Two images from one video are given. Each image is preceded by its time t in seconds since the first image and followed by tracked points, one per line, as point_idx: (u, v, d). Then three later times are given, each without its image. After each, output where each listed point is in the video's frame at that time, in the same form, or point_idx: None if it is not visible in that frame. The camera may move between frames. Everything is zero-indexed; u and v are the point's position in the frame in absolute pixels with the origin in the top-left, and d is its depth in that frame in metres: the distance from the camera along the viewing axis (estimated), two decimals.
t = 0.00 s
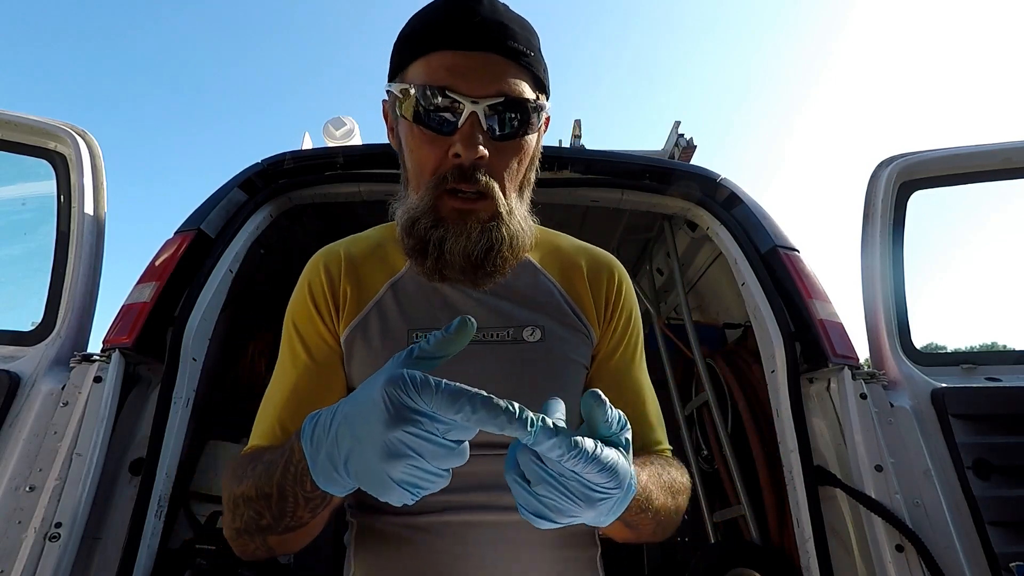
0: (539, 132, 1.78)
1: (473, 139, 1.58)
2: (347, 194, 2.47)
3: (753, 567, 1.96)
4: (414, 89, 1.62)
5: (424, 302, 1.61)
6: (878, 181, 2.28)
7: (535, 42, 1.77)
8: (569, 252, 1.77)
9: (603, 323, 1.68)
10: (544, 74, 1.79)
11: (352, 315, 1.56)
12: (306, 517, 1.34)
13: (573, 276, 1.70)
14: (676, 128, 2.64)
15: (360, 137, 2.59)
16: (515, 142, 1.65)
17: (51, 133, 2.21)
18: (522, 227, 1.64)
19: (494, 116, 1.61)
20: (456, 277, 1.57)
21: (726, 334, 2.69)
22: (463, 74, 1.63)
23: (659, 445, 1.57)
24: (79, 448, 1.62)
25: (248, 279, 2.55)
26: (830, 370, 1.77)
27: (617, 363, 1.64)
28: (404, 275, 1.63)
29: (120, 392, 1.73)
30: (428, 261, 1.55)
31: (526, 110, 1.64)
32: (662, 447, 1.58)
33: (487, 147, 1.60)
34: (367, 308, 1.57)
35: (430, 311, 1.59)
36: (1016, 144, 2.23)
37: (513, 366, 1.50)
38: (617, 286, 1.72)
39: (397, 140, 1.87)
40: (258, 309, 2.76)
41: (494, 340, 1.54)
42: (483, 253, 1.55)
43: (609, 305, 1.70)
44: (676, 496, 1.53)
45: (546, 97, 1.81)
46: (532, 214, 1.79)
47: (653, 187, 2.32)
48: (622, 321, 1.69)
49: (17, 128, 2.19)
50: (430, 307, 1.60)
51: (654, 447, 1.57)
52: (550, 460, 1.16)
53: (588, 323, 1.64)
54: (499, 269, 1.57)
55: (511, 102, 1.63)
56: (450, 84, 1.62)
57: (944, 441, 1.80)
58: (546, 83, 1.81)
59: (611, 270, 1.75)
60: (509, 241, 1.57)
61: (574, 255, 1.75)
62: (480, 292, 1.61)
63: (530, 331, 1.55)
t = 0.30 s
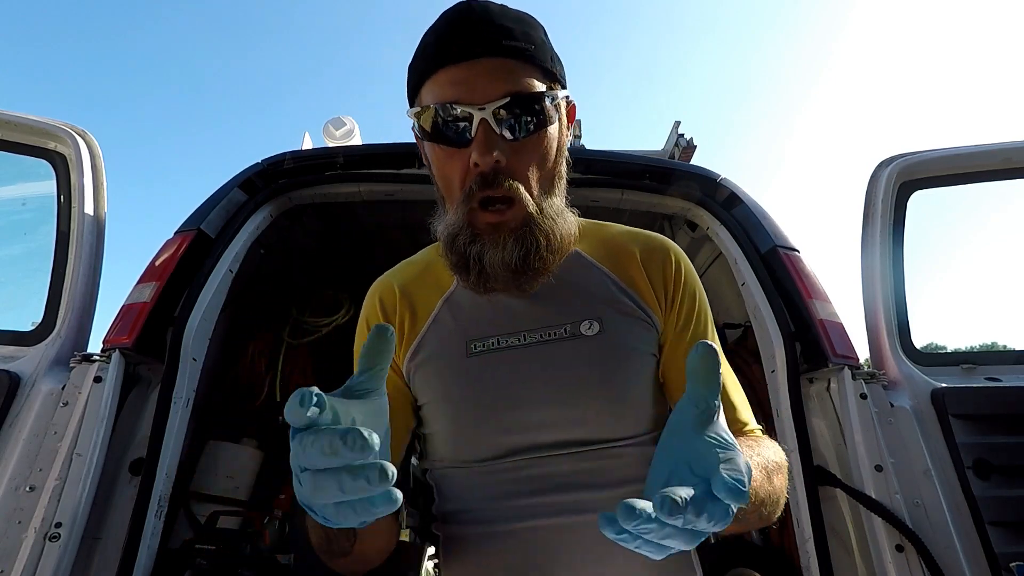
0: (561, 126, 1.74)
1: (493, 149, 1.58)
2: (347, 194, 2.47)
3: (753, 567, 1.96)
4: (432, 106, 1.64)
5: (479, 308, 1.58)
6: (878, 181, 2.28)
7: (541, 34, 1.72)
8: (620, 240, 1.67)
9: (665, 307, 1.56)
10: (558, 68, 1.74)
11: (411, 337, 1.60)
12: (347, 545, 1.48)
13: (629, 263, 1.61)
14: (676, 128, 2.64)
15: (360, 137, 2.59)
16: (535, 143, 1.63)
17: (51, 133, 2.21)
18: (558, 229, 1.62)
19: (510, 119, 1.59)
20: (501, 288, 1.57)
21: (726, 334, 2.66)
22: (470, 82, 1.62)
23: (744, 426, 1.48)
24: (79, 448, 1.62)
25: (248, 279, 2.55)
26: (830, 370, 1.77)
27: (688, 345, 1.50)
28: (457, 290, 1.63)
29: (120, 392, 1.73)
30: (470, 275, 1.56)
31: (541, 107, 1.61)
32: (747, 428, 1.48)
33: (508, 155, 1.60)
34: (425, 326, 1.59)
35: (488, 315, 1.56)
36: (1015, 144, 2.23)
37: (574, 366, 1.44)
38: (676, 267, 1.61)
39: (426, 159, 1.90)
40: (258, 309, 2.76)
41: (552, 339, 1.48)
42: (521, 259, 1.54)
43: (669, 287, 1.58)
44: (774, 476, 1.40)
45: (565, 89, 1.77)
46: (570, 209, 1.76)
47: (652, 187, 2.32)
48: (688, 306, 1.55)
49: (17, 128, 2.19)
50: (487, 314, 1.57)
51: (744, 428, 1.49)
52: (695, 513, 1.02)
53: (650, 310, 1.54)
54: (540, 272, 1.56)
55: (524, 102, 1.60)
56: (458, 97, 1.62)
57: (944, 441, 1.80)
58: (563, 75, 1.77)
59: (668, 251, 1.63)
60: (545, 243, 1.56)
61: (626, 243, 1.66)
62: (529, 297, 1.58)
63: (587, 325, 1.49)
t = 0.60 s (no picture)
0: (567, 124, 1.74)
1: (496, 147, 1.57)
2: (348, 194, 2.47)
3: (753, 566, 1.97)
4: (437, 105, 1.64)
5: (485, 309, 1.58)
6: (878, 181, 2.28)
7: (544, 27, 1.69)
8: (630, 240, 1.67)
9: (675, 308, 1.56)
10: (564, 66, 1.73)
11: (417, 337, 1.60)
12: (350, 547, 1.44)
13: (637, 265, 1.61)
14: (676, 128, 2.64)
15: (360, 137, 2.59)
16: (539, 142, 1.62)
17: (50, 133, 2.21)
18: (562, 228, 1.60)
19: (516, 119, 1.58)
20: (505, 286, 1.56)
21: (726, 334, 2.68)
22: (472, 82, 1.61)
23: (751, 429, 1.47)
24: (79, 448, 1.62)
25: (248, 279, 2.55)
26: (830, 370, 1.77)
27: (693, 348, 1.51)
28: (463, 290, 1.63)
29: (120, 391, 1.73)
30: (473, 273, 1.55)
31: (547, 106, 1.61)
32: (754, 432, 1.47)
33: (511, 153, 1.59)
34: (431, 325, 1.59)
35: (495, 315, 1.56)
36: (1015, 144, 2.23)
37: (580, 367, 1.44)
38: (685, 270, 1.61)
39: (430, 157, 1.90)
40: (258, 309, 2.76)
41: (561, 342, 1.48)
42: (523, 255, 1.53)
43: (678, 289, 1.58)
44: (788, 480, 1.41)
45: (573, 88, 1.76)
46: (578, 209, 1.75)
47: (652, 187, 2.32)
48: (698, 308, 1.56)
49: (16, 128, 2.19)
50: (492, 314, 1.57)
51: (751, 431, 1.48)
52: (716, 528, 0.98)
53: (660, 311, 1.54)
54: (543, 270, 1.55)
55: (529, 102, 1.59)
56: (458, 98, 1.62)
57: (943, 441, 1.80)
58: (568, 72, 1.77)
59: (680, 253, 1.63)
60: (548, 240, 1.55)
61: (636, 244, 1.65)
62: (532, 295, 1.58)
63: (596, 326, 1.49)
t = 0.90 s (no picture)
0: (565, 124, 1.74)
1: (493, 140, 1.57)
2: (347, 194, 2.47)
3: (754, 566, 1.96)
4: (436, 96, 1.63)
5: (468, 305, 1.57)
6: (878, 181, 2.28)
7: (549, 25, 1.69)
8: (619, 251, 1.67)
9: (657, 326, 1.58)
10: (565, 64, 1.73)
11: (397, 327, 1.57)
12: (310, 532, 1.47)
13: (624, 275, 1.61)
14: (676, 128, 2.64)
15: (360, 137, 2.59)
16: (536, 139, 1.62)
17: (51, 133, 2.21)
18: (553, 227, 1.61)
19: (515, 114, 1.58)
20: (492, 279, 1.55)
21: (727, 334, 2.69)
22: (473, 75, 1.61)
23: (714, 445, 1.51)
24: (79, 448, 1.62)
25: (248, 279, 2.56)
26: (830, 370, 1.77)
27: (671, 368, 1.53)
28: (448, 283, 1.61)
29: (120, 391, 1.73)
30: (461, 264, 1.54)
31: (548, 104, 1.61)
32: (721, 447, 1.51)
33: (508, 148, 1.59)
34: (411, 316, 1.57)
35: (477, 314, 1.55)
36: (1015, 144, 2.23)
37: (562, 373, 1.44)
38: (672, 289, 1.61)
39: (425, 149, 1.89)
40: (258, 309, 2.76)
41: (544, 344, 1.48)
42: (513, 252, 1.53)
43: (664, 307, 1.59)
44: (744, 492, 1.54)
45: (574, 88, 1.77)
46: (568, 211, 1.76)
47: (652, 187, 2.32)
48: (680, 325, 1.58)
49: (16, 128, 2.19)
50: (473, 312, 1.56)
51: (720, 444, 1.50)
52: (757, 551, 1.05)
53: (643, 325, 1.55)
54: (532, 267, 1.55)
55: (531, 98, 1.59)
56: (457, 91, 1.61)
57: (944, 441, 1.80)
58: (570, 70, 1.77)
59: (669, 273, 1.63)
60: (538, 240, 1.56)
61: (624, 257, 1.65)
62: (517, 294, 1.58)
63: (580, 333, 1.49)
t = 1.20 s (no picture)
0: (556, 130, 1.74)
1: (486, 143, 1.57)
2: (347, 194, 2.47)
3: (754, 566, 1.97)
4: (429, 94, 1.61)
5: (452, 302, 1.56)
6: (878, 181, 2.28)
7: (546, 32, 1.71)
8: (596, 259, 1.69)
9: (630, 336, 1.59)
10: (559, 71, 1.74)
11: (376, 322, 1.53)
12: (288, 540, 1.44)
13: (603, 283, 1.61)
14: (676, 128, 2.64)
15: (360, 137, 2.59)
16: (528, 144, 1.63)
17: (51, 133, 2.21)
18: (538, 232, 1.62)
19: (509, 117, 1.58)
20: (476, 282, 1.56)
21: (727, 334, 2.71)
22: (469, 76, 1.60)
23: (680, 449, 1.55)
24: (79, 448, 1.62)
25: (248, 280, 2.56)
26: (830, 370, 1.77)
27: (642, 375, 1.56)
28: (428, 281, 1.59)
29: (120, 391, 1.73)
30: (446, 265, 1.54)
31: (541, 108, 1.61)
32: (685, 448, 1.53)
33: (500, 152, 1.59)
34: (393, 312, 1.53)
35: (457, 313, 1.54)
36: (1016, 144, 2.23)
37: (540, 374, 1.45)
38: (645, 299, 1.64)
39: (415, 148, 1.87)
40: (257, 309, 2.76)
41: (524, 346, 1.48)
42: (498, 253, 1.54)
43: (637, 316, 1.61)
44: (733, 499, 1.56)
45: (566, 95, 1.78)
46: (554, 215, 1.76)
47: (652, 187, 2.32)
48: (650, 334, 1.61)
49: (17, 128, 2.19)
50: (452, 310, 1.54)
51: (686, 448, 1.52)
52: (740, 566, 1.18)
53: (619, 331, 1.56)
54: (517, 271, 1.56)
55: (524, 101, 1.59)
56: (454, 90, 1.60)
57: (944, 441, 1.80)
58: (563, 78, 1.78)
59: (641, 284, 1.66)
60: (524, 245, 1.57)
61: (603, 266, 1.66)
62: (501, 297, 1.57)
63: (558, 336, 1.49)
